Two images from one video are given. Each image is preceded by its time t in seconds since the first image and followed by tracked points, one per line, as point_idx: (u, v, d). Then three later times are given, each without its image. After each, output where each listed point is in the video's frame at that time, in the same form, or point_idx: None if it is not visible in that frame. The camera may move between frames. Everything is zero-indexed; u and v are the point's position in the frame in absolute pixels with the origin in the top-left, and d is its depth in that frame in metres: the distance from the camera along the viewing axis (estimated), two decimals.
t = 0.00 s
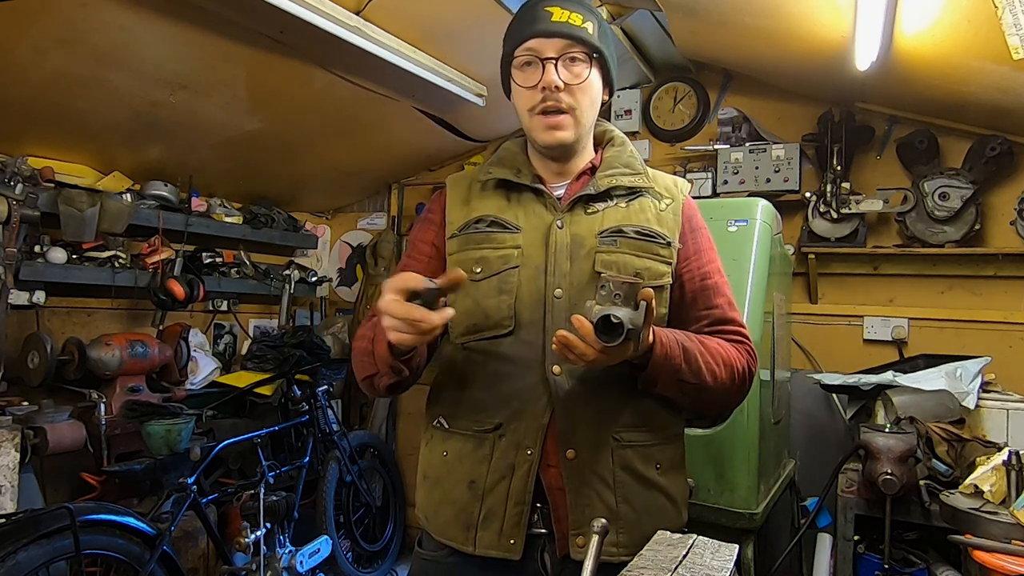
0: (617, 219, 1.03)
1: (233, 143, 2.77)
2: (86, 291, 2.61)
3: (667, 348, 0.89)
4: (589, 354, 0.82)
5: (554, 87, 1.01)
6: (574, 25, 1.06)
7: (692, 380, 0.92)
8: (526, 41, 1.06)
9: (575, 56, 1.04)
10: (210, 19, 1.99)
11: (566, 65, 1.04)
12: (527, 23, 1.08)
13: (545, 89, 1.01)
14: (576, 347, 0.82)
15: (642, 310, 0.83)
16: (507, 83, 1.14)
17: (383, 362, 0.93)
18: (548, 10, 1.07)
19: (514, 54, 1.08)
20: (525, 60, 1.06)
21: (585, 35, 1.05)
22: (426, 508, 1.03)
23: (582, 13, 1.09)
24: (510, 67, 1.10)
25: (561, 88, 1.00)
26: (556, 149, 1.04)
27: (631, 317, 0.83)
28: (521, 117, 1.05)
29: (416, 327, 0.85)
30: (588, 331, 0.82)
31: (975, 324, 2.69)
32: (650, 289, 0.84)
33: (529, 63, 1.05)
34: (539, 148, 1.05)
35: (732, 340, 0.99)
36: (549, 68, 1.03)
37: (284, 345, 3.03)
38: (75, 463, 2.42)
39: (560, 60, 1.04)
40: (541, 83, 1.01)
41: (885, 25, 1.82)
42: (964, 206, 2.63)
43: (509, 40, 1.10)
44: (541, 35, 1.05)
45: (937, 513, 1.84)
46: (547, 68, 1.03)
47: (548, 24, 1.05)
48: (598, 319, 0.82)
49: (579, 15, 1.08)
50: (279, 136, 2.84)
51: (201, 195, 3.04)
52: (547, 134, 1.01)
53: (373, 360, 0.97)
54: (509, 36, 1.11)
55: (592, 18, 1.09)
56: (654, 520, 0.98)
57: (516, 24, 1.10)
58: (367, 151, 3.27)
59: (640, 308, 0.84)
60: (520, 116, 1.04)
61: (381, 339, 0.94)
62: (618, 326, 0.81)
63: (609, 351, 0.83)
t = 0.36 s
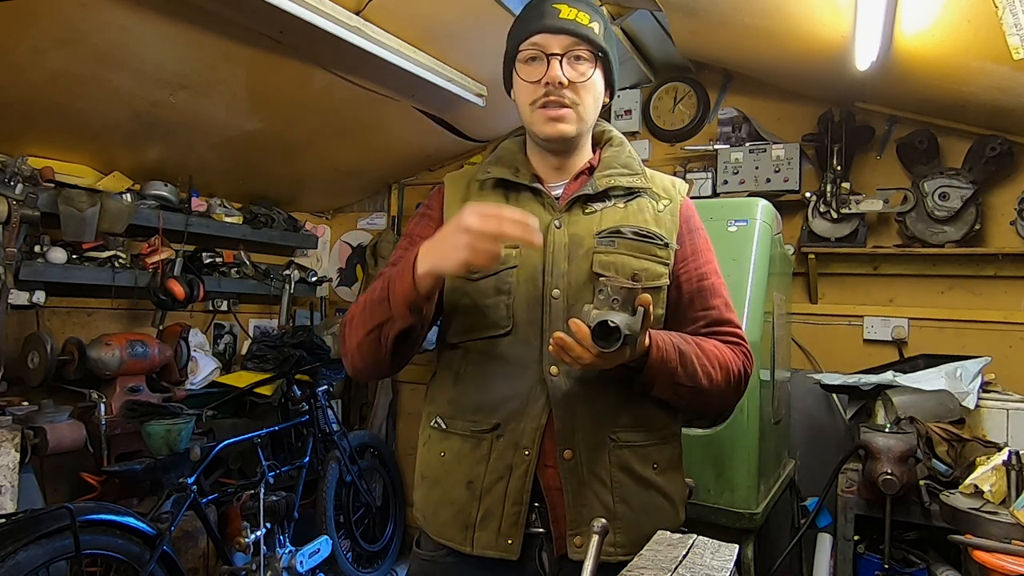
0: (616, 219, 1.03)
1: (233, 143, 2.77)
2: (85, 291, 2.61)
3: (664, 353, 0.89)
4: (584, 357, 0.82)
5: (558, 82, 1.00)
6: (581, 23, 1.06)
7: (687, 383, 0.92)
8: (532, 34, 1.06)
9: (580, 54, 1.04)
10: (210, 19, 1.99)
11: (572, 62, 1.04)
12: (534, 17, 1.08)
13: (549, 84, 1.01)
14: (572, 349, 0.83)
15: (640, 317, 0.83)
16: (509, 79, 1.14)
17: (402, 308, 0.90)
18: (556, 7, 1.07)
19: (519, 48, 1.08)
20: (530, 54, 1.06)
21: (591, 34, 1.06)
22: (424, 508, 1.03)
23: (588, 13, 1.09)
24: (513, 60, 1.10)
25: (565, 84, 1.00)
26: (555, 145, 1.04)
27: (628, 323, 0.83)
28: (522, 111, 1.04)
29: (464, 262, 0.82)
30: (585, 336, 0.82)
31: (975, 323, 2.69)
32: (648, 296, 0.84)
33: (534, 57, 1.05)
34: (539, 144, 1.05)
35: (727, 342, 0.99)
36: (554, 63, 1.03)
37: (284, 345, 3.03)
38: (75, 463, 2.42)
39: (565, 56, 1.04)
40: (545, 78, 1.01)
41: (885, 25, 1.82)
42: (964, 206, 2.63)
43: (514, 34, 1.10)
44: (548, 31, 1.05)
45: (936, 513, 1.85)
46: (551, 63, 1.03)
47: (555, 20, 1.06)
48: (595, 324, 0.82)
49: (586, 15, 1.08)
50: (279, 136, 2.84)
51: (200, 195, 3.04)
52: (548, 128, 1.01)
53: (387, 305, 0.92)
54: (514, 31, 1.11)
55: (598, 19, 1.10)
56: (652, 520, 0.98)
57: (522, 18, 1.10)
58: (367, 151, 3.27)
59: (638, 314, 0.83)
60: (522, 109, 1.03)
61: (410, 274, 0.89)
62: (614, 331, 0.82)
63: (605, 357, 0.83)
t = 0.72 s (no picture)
0: (616, 220, 1.03)
1: (233, 143, 2.77)
2: (85, 291, 2.61)
3: (664, 353, 0.89)
4: (587, 356, 0.82)
5: (561, 81, 1.00)
6: (586, 24, 1.07)
7: (686, 383, 0.92)
8: (537, 33, 1.06)
9: (583, 56, 1.04)
10: (210, 19, 1.99)
11: (575, 62, 1.04)
12: (539, 16, 1.07)
13: (552, 83, 1.01)
14: (576, 348, 0.82)
15: (643, 317, 0.83)
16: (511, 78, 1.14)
17: (387, 273, 0.91)
18: (562, 7, 1.07)
19: (523, 47, 1.08)
20: (534, 53, 1.06)
21: (595, 36, 1.06)
22: (426, 510, 1.02)
23: (593, 15, 1.10)
24: (517, 59, 1.09)
25: (568, 84, 1.00)
26: (555, 145, 1.04)
27: (632, 323, 0.83)
28: (524, 109, 1.04)
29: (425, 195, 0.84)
30: (589, 335, 0.82)
31: (975, 324, 2.69)
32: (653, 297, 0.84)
33: (537, 56, 1.05)
34: (539, 143, 1.05)
35: (725, 342, 1.00)
36: (557, 62, 1.03)
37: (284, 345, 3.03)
38: (75, 463, 2.42)
39: (569, 56, 1.04)
40: (548, 77, 1.01)
41: (886, 25, 1.82)
42: (964, 206, 2.63)
43: (518, 33, 1.10)
44: (553, 30, 1.05)
45: (937, 513, 1.85)
46: (555, 63, 1.03)
47: (561, 20, 1.06)
48: (600, 323, 0.82)
49: (590, 16, 1.09)
50: (279, 136, 2.84)
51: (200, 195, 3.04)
52: (549, 127, 1.01)
53: (375, 278, 0.92)
54: (518, 29, 1.11)
55: (602, 22, 1.10)
56: (654, 519, 0.98)
57: (528, 17, 1.10)
58: (368, 151, 3.27)
59: (641, 315, 0.83)
60: (524, 108, 1.03)
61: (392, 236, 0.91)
62: (618, 331, 0.81)
63: (608, 357, 0.82)
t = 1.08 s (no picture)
0: (615, 220, 1.03)
1: (233, 143, 2.77)
2: (85, 291, 2.61)
3: (663, 352, 0.89)
4: (582, 350, 0.83)
5: (557, 82, 1.01)
6: (582, 25, 1.07)
7: (685, 382, 0.92)
8: (533, 34, 1.06)
9: (579, 56, 1.05)
10: (210, 19, 1.99)
11: (570, 63, 1.04)
12: (536, 17, 1.08)
13: (548, 84, 1.01)
14: (571, 341, 0.83)
15: (639, 313, 0.83)
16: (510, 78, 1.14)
17: (377, 277, 0.91)
18: (558, 8, 1.07)
19: (520, 48, 1.08)
20: (530, 53, 1.06)
21: (592, 36, 1.06)
22: (426, 511, 1.02)
23: (590, 16, 1.09)
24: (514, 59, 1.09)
25: (564, 85, 1.01)
26: (551, 145, 1.04)
27: (627, 318, 0.82)
28: (520, 109, 1.04)
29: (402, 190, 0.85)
30: (583, 328, 0.82)
31: (975, 323, 2.69)
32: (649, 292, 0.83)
33: (534, 56, 1.05)
34: (536, 143, 1.05)
35: (724, 341, 1.00)
36: (553, 63, 1.03)
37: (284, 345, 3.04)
38: (75, 463, 2.42)
39: (565, 57, 1.04)
40: (543, 78, 1.01)
41: (886, 25, 1.82)
42: (964, 206, 2.63)
43: (515, 34, 1.10)
44: (549, 31, 1.05)
45: (936, 513, 1.85)
46: (550, 63, 1.03)
47: (557, 21, 1.05)
48: (594, 317, 0.82)
49: (588, 17, 1.09)
50: (279, 136, 2.84)
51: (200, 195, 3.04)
52: (545, 127, 1.01)
53: (366, 282, 0.93)
54: (515, 30, 1.11)
55: (600, 22, 1.10)
56: (655, 519, 0.98)
57: (524, 17, 1.10)
58: (368, 151, 3.27)
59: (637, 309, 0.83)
60: (520, 108, 1.03)
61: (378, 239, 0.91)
62: (613, 327, 0.81)
63: (604, 350, 0.83)
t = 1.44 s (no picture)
0: (614, 220, 1.03)
1: (233, 143, 2.77)
2: (85, 291, 2.61)
3: (662, 349, 0.89)
4: (578, 339, 0.82)
5: (549, 80, 1.00)
6: (574, 24, 1.06)
7: (684, 379, 0.92)
8: (526, 35, 1.06)
9: (572, 54, 1.04)
10: (210, 19, 2.00)
11: (563, 61, 1.04)
12: (528, 19, 1.08)
13: (540, 82, 1.01)
14: (567, 329, 0.83)
15: (636, 304, 0.82)
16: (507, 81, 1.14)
17: (369, 281, 0.90)
18: (550, 8, 1.07)
19: (513, 50, 1.08)
20: (524, 54, 1.06)
21: (584, 34, 1.06)
22: (425, 510, 1.02)
23: (583, 14, 1.09)
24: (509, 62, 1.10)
25: (557, 83, 1.00)
26: (548, 143, 1.04)
27: (624, 309, 0.82)
28: (516, 110, 1.04)
29: (392, 194, 0.84)
30: (579, 317, 0.82)
31: (974, 323, 2.69)
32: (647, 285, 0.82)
33: (527, 57, 1.05)
34: (534, 143, 1.05)
35: (723, 341, 1.00)
36: (545, 62, 1.03)
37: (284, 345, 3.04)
38: (75, 463, 2.42)
39: (557, 56, 1.04)
40: (536, 77, 1.01)
41: (885, 25, 1.82)
42: (964, 206, 2.63)
43: (510, 37, 1.11)
44: (542, 31, 1.05)
45: (936, 513, 1.85)
46: (543, 62, 1.03)
47: (548, 20, 1.06)
48: (590, 306, 0.82)
49: (579, 16, 1.08)
50: (279, 135, 2.84)
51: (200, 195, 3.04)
52: (540, 126, 1.01)
53: (359, 286, 0.92)
54: (510, 33, 1.12)
55: (592, 20, 1.10)
56: (654, 518, 0.98)
57: (518, 20, 1.10)
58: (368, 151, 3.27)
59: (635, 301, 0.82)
60: (515, 108, 1.03)
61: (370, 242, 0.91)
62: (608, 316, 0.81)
63: (599, 339, 0.83)
